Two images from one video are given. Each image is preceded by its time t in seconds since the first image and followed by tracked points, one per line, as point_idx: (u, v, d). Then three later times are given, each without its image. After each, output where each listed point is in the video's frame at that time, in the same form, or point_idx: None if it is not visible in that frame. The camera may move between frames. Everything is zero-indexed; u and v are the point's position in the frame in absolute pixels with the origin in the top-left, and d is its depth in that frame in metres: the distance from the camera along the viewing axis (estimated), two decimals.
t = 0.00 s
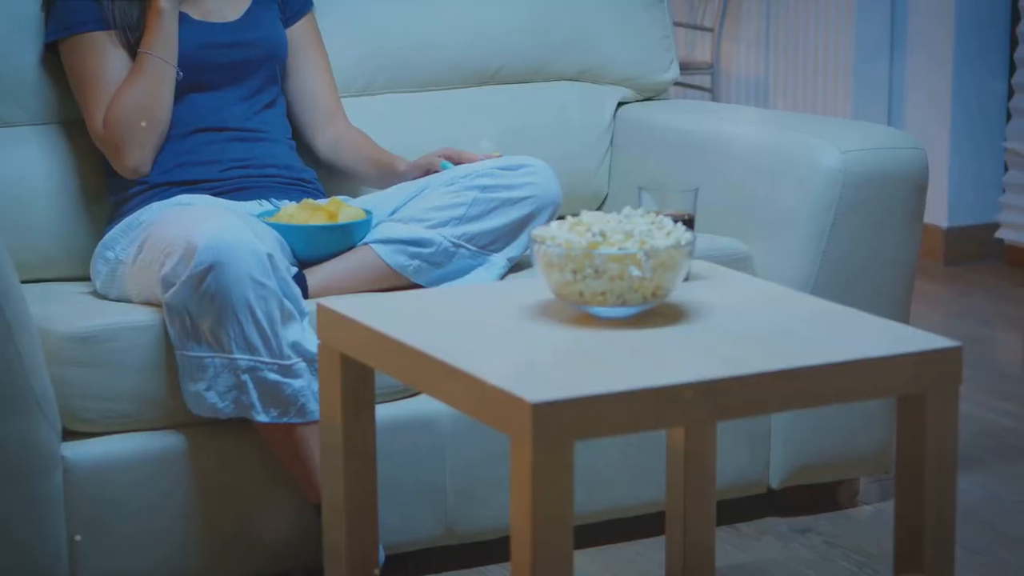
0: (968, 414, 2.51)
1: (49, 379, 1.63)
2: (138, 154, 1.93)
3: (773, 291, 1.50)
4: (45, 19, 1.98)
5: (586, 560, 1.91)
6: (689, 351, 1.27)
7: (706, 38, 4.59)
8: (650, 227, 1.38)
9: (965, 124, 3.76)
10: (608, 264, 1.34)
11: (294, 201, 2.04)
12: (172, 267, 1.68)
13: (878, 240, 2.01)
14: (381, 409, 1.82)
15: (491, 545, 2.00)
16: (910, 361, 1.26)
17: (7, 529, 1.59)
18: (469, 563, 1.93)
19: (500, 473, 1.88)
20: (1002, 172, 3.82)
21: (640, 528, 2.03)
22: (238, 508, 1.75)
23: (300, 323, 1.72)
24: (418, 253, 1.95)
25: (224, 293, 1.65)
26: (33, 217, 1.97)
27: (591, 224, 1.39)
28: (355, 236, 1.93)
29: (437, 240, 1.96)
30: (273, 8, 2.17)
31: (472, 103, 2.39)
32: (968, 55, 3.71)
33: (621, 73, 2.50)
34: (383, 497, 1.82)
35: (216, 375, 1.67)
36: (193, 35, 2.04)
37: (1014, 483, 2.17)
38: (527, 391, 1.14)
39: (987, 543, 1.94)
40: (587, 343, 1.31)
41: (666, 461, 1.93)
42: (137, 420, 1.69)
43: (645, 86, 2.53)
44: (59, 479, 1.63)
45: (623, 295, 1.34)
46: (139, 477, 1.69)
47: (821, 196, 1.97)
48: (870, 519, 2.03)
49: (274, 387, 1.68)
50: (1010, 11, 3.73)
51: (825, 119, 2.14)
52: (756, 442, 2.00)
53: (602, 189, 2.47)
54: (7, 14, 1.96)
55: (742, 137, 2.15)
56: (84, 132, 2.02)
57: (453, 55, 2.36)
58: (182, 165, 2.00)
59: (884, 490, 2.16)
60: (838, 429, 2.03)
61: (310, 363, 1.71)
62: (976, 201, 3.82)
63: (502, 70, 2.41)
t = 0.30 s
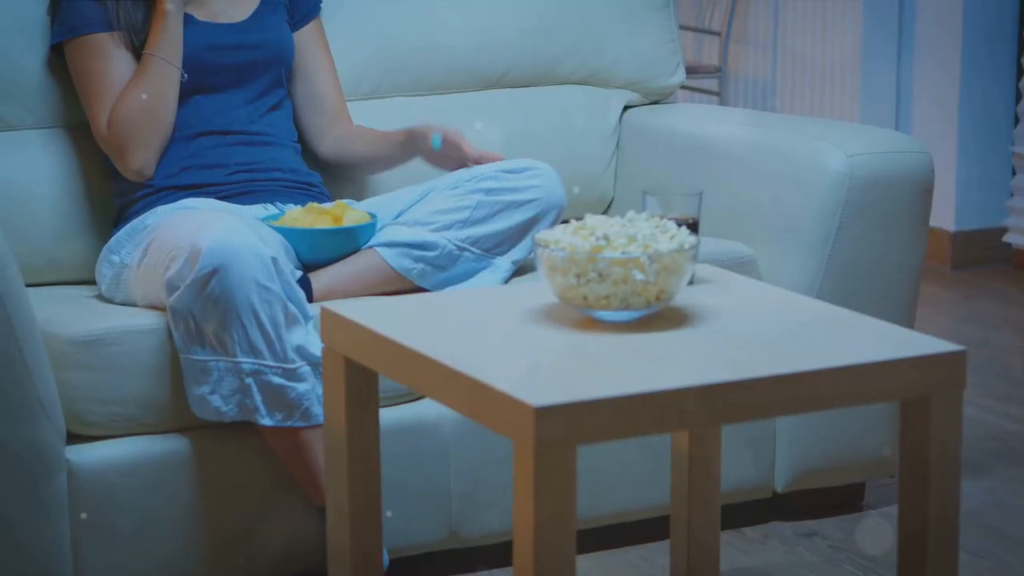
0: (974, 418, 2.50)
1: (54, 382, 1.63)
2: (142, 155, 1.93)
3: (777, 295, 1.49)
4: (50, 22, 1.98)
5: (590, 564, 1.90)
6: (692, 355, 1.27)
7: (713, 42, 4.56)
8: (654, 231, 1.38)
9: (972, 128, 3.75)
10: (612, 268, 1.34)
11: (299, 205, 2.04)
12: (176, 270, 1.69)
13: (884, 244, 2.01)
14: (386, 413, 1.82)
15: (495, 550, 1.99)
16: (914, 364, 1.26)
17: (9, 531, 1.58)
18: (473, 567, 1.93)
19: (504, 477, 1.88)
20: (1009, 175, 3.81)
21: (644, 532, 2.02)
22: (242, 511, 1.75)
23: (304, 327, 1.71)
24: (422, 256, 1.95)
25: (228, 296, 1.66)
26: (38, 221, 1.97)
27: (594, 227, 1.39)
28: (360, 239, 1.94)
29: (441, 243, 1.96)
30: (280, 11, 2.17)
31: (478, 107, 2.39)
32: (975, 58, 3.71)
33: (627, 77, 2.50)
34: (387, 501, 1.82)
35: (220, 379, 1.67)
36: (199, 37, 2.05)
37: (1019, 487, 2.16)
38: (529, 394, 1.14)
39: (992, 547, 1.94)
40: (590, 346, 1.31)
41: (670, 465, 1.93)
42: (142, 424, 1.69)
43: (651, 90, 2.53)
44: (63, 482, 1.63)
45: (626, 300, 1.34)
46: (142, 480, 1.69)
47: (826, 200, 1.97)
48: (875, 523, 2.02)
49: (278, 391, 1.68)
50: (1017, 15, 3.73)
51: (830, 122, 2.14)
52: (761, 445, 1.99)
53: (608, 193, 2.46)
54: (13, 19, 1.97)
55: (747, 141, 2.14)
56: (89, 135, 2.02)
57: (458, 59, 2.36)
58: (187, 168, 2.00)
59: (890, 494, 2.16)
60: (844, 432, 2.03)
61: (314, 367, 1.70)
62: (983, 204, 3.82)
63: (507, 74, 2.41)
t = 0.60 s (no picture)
0: (982, 423, 2.49)
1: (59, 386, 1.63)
2: (148, 160, 1.93)
3: (783, 299, 1.49)
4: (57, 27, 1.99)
5: (596, 569, 1.90)
6: (696, 360, 1.26)
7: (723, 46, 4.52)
8: (659, 236, 1.38)
9: (981, 132, 3.74)
10: (616, 273, 1.34)
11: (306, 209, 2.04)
12: (182, 274, 1.69)
13: (891, 249, 2.00)
14: (391, 417, 1.82)
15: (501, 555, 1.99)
16: (919, 369, 1.25)
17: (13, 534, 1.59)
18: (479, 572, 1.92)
19: (510, 481, 1.88)
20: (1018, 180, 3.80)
21: (651, 537, 2.02)
22: (247, 515, 1.75)
23: (310, 331, 1.72)
24: (429, 261, 1.95)
25: (234, 301, 1.66)
26: (44, 225, 1.97)
27: (599, 232, 1.39)
28: (366, 243, 1.94)
29: (447, 248, 1.96)
30: (288, 16, 2.18)
31: (485, 112, 2.39)
32: (984, 62, 3.70)
33: (635, 82, 2.50)
34: (392, 505, 1.82)
35: (226, 384, 1.68)
36: (207, 41, 2.05)
37: None
38: (532, 400, 1.14)
39: (1000, 552, 1.93)
40: (594, 351, 1.30)
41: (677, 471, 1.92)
42: (147, 428, 1.69)
43: (659, 94, 2.53)
44: (69, 486, 1.63)
45: (630, 305, 1.34)
46: (147, 484, 1.70)
47: (833, 204, 1.96)
48: (882, 529, 2.02)
49: (284, 395, 1.68)
50: None
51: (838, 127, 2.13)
52: (768, 450, 1.99)
53: (615, 198, 2.46)
54: (20, 23, 1.97)
55: (754, 145, 2.14)
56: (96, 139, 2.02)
57: (466, 63, 2.36)
58: (194, 173, 2.00)
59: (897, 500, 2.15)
60: (852, 437, 2.02)
61: (319, 371, 1.71)
62: (992, 209, 3.81)
63: (515, 78, 2.41)
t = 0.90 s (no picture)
0: (990, 428, 2.48)
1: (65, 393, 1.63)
2: (156, 163, 1.94)
3: (789, 305, 1.49)
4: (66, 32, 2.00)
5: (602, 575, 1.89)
6: (701, 364, 1.26)
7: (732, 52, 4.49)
8: (664, 241, 1.38)
9: (990, 137, 3.73)
10: (621, 278, 1.33)
11: (313, 214, 2.04)
12: (188, 278, 1.69)
13: (898, 254, 2.00)
14: (397, 421, 1.82)
15: (507, 560, 1.98)
16: (926, 374, 1.25)
17: (19, 539, 1.58)
18: None
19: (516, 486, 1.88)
20: None
21: (657, 543, 2.01)
22: (253, 519, 1.76)
23: (315, 336, 1.72)
24: (435, 266, 1.95)
25: (239, 305, 1.66)
26: (52, 230, 1.97)
27: (604, 237, 1.39)
28: (373, 248, 1.94)
29: (454, 253, 1.95)
30: (293, 21, 2.18)
31: (493, 117, 2.38)
32: (993, 67, 3.69)
33: (642, 87, 2.50)
34: (399, 510, 1.82)
35: (232, 388, 1.68)
36: (214, 46, 2.06)
37: None
38: (537, 404, 1.13)
39: (1010, 558, 1.92)
40: (599, 356, 1.30)
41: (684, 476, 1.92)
42: (152, 432, 1.69)
43: (667, 99, 2.53)
44: (75, 489, 1.64)
45: (636, 309, 1.34)
46: (153, 489, 1.70)
47: (840, 209, 1.96)
48: (890, 534, 2.01)
49: (290, 400, 1.68)
50: None
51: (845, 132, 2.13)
52: (775, 456, 1.98)
53: (622, 203, 2.46)
54: (28, 28, 1.98)
55: (761, 150, 2.14)
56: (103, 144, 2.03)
57: (473, 68, 2.36)
58: (201, 177, 2.00)
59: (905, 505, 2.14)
60: (858, 443, 2.02)
61: (325, 375, 1.71)
62: (1002, 213, 3.80)
63: (522, 83, 2.41)
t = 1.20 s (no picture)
0: (998, 433, 2.47)
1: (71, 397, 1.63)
2: (167, 167, 1.94)
3: (796, 311, 1.48)
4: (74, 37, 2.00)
5: None
6: (706, 371, 1.26)
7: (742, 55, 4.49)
8: (670, 246, 1.37)
9: (1000, 143, 3.72)
10: (627, 283, 1.33)
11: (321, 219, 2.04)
12: (195, 283, 1.69)
13: (906, 259, 1.99)
14: (403, 427, 1.82)
15: (513, 565, 1.98)
16: (933, 381, 1.24)
17: (25, 543, 1.59)
18: None
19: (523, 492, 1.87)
20: None
21: (664, 548, 2.01)
22: (259, 524, 1.76)
23: (323, 341, 1.71)
24: (442, 273, 1.95)
25: (246, 310, 1.66)
26: (60, 234, 1.98)
27: (610, 242, 1.39)
28: (380, 254, 1.94)
29: (462, 261, 1.95)
30: (300, 24, 2.19)
31: (501, 121, 2.38)
32: (1003, 72, 3.68)
33: (650, 92, 2.50)
34: (405, 515, 1.82)
35: (238, 393, 1.68)
36: (221, 50, 2.06)
37: None
38: (541, 409, 1.13)
39: (1018, 565, 1.91)
40: (604, 362, 1.30)
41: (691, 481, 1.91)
42: (159, 437, 1.69)
43: (675, 104, 2.53)
44: (81, 493, 1.64)
45: (642, 315, 1.33)
46: (160, 493, 1.70)
47: (847, 214, 1.95)
48: (897, 540, 2.00)
49: (296, 405, 1.68)
50: None
51: (852, 138, 2.12)
52: (782, 461, 1.98)
53: (630, 207, 2.46)
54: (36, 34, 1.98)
55: (768, 155, 2.13)
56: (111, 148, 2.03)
57: (481, 72, 2.36)
58: (210, 181, 2.00)
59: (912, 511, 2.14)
60: (865, 448, 2.01)
61: (331, 380, 1.71)
62: (1011, 218, 3.79)
63: (530, 87, 2.41)
